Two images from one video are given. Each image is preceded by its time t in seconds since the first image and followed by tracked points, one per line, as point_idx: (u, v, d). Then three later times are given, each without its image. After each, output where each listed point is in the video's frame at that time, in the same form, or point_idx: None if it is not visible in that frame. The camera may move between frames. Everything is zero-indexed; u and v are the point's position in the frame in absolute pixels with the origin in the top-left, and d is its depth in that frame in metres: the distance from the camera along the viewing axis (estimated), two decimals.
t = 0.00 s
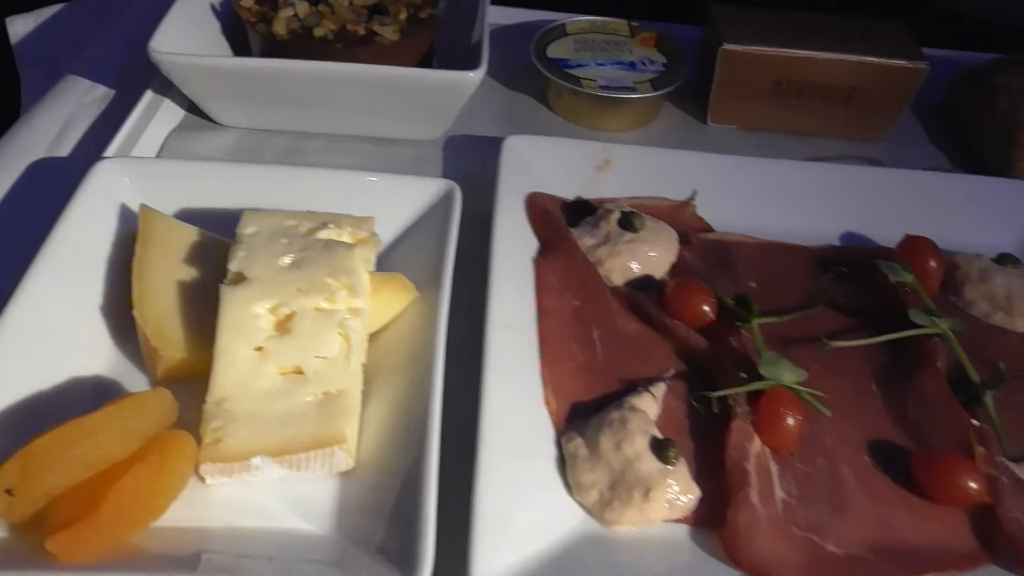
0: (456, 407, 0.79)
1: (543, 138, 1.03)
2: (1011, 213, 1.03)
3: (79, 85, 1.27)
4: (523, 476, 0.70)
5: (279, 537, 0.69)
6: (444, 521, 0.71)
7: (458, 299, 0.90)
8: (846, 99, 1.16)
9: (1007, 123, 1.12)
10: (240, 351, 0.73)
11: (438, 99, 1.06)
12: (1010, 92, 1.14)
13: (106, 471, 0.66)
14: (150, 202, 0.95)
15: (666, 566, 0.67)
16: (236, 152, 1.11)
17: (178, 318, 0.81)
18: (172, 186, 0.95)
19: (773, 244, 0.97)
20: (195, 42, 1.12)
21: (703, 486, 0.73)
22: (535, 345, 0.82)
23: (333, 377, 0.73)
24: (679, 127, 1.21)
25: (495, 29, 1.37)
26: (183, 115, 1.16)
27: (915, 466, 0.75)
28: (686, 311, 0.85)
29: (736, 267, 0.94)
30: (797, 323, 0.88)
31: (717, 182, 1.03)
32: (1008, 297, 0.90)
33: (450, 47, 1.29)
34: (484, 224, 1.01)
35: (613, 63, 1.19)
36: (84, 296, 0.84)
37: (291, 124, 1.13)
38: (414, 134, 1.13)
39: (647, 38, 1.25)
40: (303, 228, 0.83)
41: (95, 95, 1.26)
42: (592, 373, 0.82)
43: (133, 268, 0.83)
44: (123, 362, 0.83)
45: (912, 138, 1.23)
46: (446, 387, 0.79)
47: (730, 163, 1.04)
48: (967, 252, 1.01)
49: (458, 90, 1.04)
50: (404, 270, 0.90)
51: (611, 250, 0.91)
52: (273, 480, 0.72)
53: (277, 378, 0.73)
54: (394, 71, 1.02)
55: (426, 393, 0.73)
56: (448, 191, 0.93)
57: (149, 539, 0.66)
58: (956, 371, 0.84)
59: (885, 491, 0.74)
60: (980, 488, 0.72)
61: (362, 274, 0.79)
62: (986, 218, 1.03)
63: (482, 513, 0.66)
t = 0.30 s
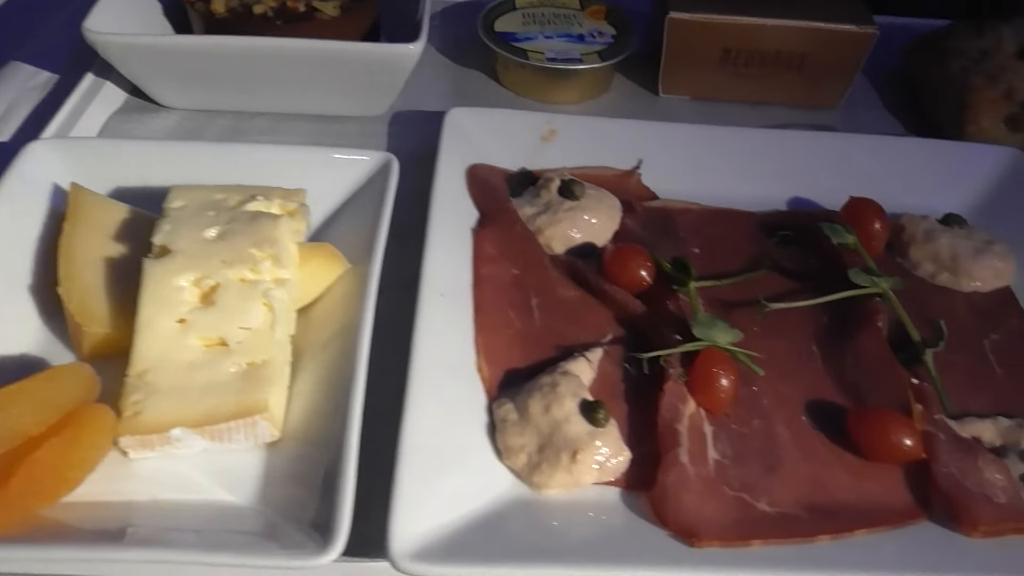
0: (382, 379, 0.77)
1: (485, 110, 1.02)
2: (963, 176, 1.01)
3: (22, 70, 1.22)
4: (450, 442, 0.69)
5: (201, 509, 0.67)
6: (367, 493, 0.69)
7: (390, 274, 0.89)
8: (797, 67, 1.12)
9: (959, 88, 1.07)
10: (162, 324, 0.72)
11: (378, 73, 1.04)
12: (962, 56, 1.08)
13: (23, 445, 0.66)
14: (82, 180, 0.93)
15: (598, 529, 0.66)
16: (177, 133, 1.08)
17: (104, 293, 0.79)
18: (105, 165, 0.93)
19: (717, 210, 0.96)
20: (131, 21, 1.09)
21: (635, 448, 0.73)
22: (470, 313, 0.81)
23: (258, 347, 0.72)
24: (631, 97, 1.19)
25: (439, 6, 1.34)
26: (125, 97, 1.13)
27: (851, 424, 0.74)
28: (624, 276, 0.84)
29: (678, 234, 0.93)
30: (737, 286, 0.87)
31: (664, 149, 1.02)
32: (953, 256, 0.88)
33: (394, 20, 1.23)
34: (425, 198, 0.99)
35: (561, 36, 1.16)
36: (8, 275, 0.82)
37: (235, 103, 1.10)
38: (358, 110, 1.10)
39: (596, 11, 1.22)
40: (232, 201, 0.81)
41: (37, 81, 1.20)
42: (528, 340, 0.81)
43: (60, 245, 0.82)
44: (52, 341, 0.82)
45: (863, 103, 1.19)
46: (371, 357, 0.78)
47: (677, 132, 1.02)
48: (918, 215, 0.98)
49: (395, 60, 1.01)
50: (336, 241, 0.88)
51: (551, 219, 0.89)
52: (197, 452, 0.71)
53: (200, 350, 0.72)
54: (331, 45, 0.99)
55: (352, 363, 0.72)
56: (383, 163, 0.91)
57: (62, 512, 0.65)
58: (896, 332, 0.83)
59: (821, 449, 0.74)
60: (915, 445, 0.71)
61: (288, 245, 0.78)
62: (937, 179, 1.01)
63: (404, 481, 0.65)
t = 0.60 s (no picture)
0: (301, 375, 0.76)
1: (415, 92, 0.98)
2: (911, 145, 0.98)
3: None
4: (363, 435, 0.67)
5: (107, 515, 0.65)
6: (280, 493, 0.68)
7: (311, 267, 0.87)
8: (740, 41, 1.08)
9: (902, 56, 1.04)
10: (64, 324, 0.69)
11: (304, 58, 1.00)
12: (905, 26, 1.05)
13: None
14: None
15: (516, 520, 0.64)
16: (103, 128, 1.05)
17: (10, 292, 0.77)
18: (19, 162, 0.90)
19: (654, 189, 0.93)
20: (50, 13, 1.05)
21: (557, 435, 0.71)
22: (392, 302, 0.79)
23: (165, 346, 0.70)
24: (573, 75, 1.15)
25: None
26: (50, 92, 1.09)
27: (780, 403, 0.72)
28: (552, 259, 0.81)
29: (612, 215, 0.90)
30: (670, 266, 0.85)
31: (600, 126, 0.98)
32: (892, 229, 0.86)
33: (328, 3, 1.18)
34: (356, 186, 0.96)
35: (499, 16, 1.11)
36: None
37: (162, 95, 1.06)
38: (290, 98, 1.07)
39: None
40: (142, 196, 0.79)
41: None
42: (453, 328, 0.78)
43: None
44: None
45: (810, 75, 1.15)
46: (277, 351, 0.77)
47: (613, 109, 0.99)
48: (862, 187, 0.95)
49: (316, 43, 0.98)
50: (255, 231, 0.85)
51: (480, 203, 0.86)
52: (105, 455, 0.69)
53: (105, 349, 0.69)
54: (253, 32, 0.96)
55: (262, 359, 0.70)
56: (307, 151, 0.89)
57: None
58: (831, 309, 0.81)
59: (750, 430, 0.72)
60: (843, 423, 0.70)
61: (197, 237, 0.75)
62: (883, 149, 0.98)
63: (312, 476, 0.62)
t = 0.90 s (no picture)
0: (259, 376, 0.75)
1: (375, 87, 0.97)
2: (876, 129, 0.97)
3: None
4: (317, 436, 0.66)
5: (60, 524, 0.64)
6: (236, 496, 0.67)
7: (271, 268, 0.86)
8: (706, 27, 1.07)
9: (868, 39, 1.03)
10: (12, 331, 0.68)
11: (262, 55, 0.99)
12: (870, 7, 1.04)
13: None
14: None
15: (473, 519, 0.64)
16: (62, 130, 1.03)
17: None
18: None
19: (617, 179, 0.92)
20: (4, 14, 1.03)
21: (517, 430, 0.70)
22: (349, 300, 0.78)
23: (116, 350, 0.69)
24: (539, 66, 1.14)
25: None
26: (8, 95, 1.08)
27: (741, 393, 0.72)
28: (512, 253, 0.80)
29: (575, 207, 0.89)
30: (632, 256, 0.84)
31: (562, 117, 0.97)
32: (856, 214, 0.85)
33: None
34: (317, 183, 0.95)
35: (462, 7, 1.09)
36: None
37: (121, 96, 1.05)
38: (251, 96, 1.06)
39: None
40: (93, 199, 0.78)
41: None
42: (412, 324, 0.77)
43: None
44: None
45: (779, 60, 1.14)
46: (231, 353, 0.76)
47: (576, 99, 0.97)
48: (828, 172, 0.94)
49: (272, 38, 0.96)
50: (212, 232, 0.84)
51: (439, 198, 0.85)
52: (57, 462, 0.68)
53: (55, 355, 0.68)
54: (206, 29, 0.94)
55: (214, 361, 0.69)
56: (264, 149, 0.87)
57: None
58: (795, 297, 0.80)
59: (711, 421, 0.71)
60: (804, 412, 0.69)
61: (147, 239, 0.74)
62: (850, 132, 0.97)
63: (263, 478, 0.61)
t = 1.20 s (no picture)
0: (230, 373, 0.75)
1: (349, 83, 0.97)
2: (849, 122, 0.97)
3: None
4: (284, 432, 0.67)
5: (28, 521, 0.64)
6: (204, 492, 0.67)
7: (244, 264, 0.86)
8: (681, 21, 1.07)
9: (843, 32, 1.03)
10: None
11: (237, 51, 0.99)
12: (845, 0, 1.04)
13: None
14: None
15: (441, 513, 0.64)
16: (36, 126, 1.02)
17: None
18: None
19: (591, 174, 0.92)
20: None
21: (485, 426, 0.71)
22: (320, 296, 0.78)
23: (84, 348, 0.69)
24: (515, 60, 1.14)
25: None
26: None
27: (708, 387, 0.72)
28: (483, 249, 0.81)
29: (548, 202, 0.89)
30: (604, 251, 0.84)
31: (537, 112, 0.97)
32: (827, 207, 0.85)
33: None
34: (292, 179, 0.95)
35: (439, 1, 1.08)
36: None
37: (96, 91, 1.04)
38: (226, 92, 1.05)
39: None
40: (63, 196, 0.77)
41: None
42: (382, 320, 0.77)
43: None
44: None
45: (755, 53, 1.14)
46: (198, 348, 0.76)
47: (550, 94, 0.97)
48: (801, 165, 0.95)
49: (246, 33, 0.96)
50: (184, 228, 0.84)
51: (412, 193, 0.85)
52: (26, 460, 0.68)
53: (22, 353, 0.68)
54: (179, 25, 0.94)
55: (182, 358, 0.69)
56: (236, 146, 0.87)
57: None
58: (765, 291, 0.81)
59: (678, 415, 0.71)
60: (770, 405, 0.70)
61: (116, 237, 0.74)
62: (823, 126, 0.97)
63: (229, 474, 0.61)
